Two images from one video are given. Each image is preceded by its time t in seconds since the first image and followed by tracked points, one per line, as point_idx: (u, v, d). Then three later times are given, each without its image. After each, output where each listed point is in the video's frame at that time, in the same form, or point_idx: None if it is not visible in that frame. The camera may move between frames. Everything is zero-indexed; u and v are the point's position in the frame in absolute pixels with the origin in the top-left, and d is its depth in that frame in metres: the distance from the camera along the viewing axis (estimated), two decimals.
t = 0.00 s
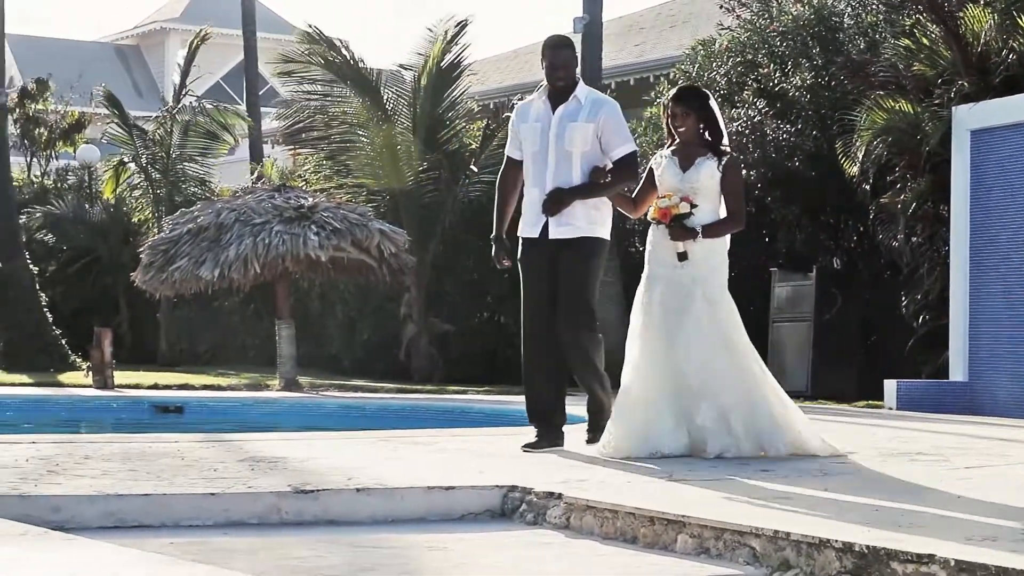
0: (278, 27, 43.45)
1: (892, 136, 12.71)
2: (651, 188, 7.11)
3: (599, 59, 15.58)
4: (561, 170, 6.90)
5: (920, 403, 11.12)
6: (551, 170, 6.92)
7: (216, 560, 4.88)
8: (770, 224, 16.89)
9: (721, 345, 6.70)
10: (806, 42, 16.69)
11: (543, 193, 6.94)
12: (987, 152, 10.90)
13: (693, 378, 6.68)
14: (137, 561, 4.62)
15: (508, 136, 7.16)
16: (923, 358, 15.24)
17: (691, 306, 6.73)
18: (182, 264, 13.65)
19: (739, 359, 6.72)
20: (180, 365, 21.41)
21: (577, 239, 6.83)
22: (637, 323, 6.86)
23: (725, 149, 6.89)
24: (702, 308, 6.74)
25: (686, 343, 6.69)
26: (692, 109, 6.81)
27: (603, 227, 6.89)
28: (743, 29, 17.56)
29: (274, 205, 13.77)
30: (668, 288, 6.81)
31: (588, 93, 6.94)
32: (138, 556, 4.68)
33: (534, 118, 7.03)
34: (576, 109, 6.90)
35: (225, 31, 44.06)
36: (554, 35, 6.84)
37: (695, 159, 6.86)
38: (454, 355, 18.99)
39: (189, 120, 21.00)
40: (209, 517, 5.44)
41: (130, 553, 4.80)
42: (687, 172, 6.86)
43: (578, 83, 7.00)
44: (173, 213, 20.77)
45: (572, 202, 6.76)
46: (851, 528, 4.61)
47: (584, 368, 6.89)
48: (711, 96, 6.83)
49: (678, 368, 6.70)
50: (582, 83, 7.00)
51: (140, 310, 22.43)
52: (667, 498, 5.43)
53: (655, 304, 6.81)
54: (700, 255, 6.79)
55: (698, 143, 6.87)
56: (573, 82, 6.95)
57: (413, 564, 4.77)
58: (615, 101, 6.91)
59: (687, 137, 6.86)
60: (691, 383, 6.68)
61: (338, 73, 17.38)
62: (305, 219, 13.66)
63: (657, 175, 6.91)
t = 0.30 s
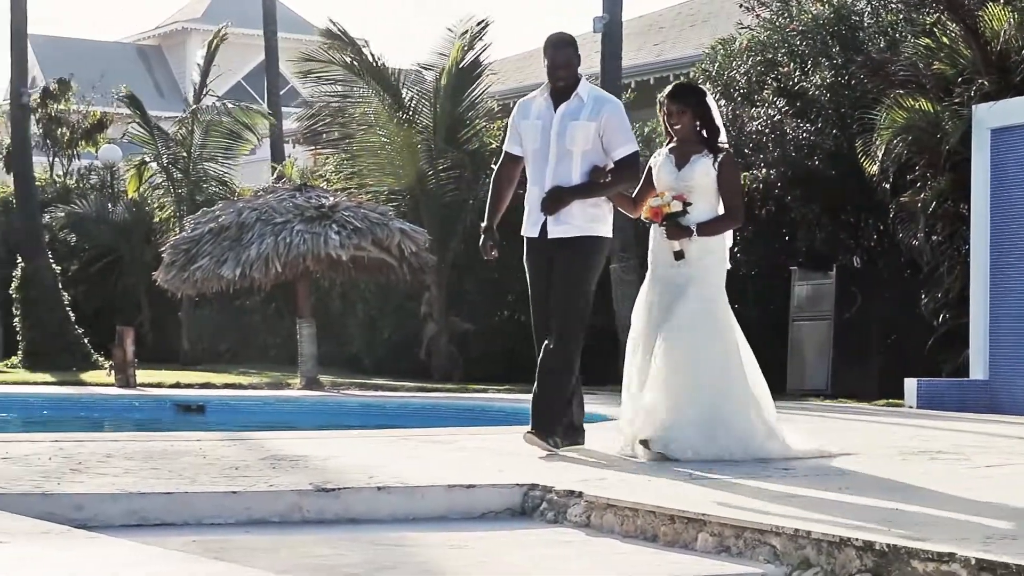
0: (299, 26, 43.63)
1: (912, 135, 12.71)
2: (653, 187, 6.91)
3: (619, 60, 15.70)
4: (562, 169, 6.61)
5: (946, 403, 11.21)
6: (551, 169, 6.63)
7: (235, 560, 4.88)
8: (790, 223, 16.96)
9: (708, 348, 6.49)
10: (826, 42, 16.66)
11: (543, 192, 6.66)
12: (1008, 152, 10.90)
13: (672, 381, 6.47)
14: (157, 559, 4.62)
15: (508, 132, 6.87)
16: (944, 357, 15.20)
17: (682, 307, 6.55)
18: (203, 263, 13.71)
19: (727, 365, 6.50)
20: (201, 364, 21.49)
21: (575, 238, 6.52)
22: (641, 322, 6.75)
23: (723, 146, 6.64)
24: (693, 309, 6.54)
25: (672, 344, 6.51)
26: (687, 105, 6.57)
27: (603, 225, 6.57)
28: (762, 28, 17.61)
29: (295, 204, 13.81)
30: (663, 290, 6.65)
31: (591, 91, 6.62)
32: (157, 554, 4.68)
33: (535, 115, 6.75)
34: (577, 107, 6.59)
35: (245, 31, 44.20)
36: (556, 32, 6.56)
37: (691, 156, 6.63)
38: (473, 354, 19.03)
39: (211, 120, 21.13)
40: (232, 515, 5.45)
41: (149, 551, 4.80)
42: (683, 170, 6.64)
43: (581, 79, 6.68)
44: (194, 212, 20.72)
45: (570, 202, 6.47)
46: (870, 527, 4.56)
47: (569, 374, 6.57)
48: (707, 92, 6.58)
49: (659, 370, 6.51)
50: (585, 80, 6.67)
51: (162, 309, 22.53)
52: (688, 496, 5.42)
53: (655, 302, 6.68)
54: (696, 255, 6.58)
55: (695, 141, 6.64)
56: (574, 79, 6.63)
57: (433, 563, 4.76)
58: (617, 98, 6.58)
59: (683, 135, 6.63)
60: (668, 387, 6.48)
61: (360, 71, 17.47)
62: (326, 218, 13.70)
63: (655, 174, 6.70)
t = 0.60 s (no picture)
0: (315, 27, 43.66)
1: (925, 135, 12.71)
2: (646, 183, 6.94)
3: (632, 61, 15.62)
4: (558, 163, 6.56)
5: (954, 401, 11.26)
6: (548, 163, 6.59)
7: (252, 557, 4.89)
8: (804, 223, 16.95)
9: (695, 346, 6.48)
10: (840, 42, 16.69)
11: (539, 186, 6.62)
12: None
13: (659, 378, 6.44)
14: (173, 555, 4.64)
15: (512, 126, 6.85)
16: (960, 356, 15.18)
17: (669, 306, 6.55)
18: (220, 262, 13.76)
19: (715, 362, 6.48)
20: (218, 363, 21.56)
21: (570, 235, 6.49)
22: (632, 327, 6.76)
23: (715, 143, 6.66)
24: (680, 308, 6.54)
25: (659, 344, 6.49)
26: (681, 101, 6.58)
27: (599, 222, 6.53)
28: (776, 29, 17.69)
29: (311, 204, 13.88)
30: (651, 291, 6.68)
31: (592, 87, 6.56)
32: (174, 551, 4.69)
33: (536, 108, 6.71)
34: (579, 102, 6.55)
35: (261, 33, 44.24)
36: (559, 25, 6.54)
37: (682, 154, 6.66)
38: (488, 354, 19.05)
39: (228, 120, 21.16)
40: (247, 514, 5.43)
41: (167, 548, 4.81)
42: (674, 166, 6.67)
43: (586, 74, 6.64)
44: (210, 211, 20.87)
45: (563, 196, 6.43)
46: (884, 526, 4.55)
47: (566, 379, 6.50)
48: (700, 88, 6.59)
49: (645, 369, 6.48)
50: (589, 75, 6.63)
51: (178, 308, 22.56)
52: (703, 494, 5.42)
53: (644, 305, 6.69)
54: (684, 255, 6.62)
55: (687, 137, 6.67)
56: (577, 74, 6.57)
57: (448, 562, 4.77)
58: (619, 95, 6.53)
59: (676, 129, 6.64)
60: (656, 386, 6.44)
61: (376, 70, 17.40)
62: (341, 218, 13.75)
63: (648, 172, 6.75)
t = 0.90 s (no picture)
0: (332, 28, 43.75)
1: (940, 136, 12.73)
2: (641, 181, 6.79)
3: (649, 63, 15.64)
4: (556, 162, 6.58)
5: (967, 400, 11.42)
6: (546, 162, 6.60)
7: (270, 557, 4.91)
8: (819, 224, 16.95)
9: (699, 347, 6.35)
10: (855, 43, 16.67)
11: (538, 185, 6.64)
12: None
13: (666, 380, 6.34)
14: (192, 553, 4.66)
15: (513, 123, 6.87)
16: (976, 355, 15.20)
17: (669, 309, 6.41)
18: (237, 263, 13.82)
19: (723, 360, 6.36)
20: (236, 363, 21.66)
21: (572, 235, 6.52)
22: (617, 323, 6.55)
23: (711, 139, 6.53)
24: (681, 307, 6.41)
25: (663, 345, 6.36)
26: (676, 98, 6.46)
27: (599, 221, 6.55)
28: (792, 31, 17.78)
29: (329, 205, 13.93)
30: (646, 286, 6.50)
31: (589, 83, 6.57)
32: (194, 549, 4.71)
33: (534, 106, 6.72)
34: (574, 100, 6.55)
35: (279, 34, 44.35)
36: (553, 22, 6.51)
37: (679, 150, 6.53)
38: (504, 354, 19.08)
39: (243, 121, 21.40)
40: (265, 514, 5.43)
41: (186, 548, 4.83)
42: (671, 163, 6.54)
43: (582, 70, 6.63)
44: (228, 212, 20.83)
45: (561, 196, 6.45)
46: (899, 526, 4.57)
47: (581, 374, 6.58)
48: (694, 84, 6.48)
49: (651, 371, 6.36)
50: (585, 71, 6.62)
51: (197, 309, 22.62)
52: (719, 493, 5.44)
53: (637, 302, 6.50)
54: (682, 253, 6.48)
55: (683, 133, 6.53)
56: (575, 71, 6.58)
57: (466, 562, 4.79)
58: (616, 91, 6.53)
59: (670, 127, 6.52)
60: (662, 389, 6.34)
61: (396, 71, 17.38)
62: (358, 219, 13.80)
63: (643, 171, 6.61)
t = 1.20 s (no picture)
0: (352, 31, 43.88)
1: (959, 138, 12.77)
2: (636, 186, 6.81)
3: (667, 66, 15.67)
4: (549, 167, 6.54)
5: (988, 403, 11.48)
6: (539, 167, 6.57)
7: (292, 557, 4.91)
8: (838, 225, 17.21)
9: (696, 350, 6.35)
10: (874, 46, 16.58)
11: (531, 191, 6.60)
12: None
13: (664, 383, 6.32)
14: (216, 552, 4.67)
15: (504, 131, 6.84)
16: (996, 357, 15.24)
17: (665, 312, 6.39)
18: (259, 265, 13.88)
19: (720, 363, 6.37)
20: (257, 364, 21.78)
21: (568, 239, 6.47)
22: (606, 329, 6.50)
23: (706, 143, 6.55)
24: (675, 310, 6.40)
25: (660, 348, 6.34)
26: (668, 102, 6.47)
27: (594, 225, 6.51)
28: (809, 34, 17.51)
29: (350, 208, 14.02)
30: (638, 290, 6.47)
31: (576, 85, 6.54)
32: (217, 550, 4.72)
33: (524, 111, 6.68)
34: (563, 103, 6.52)
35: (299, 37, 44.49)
36: (537, 26, 6.52)
37: (673, 153, 6.53)
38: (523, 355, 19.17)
39: (265, 124, 21.73)
40: (288, 514, 5.42)
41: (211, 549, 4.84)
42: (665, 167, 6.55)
43: (569, 73, 6.60)
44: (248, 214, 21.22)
45: (556, 201, 6.41)
46: (920, 527, 4.56)
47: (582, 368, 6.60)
48: (687, 87, 6.49)
49: (650, 375, 6.32)
50: (572, 73, 6.59)
51: (219, 313, 22.76)
52: (739, 495, 5.44)
53: (629, 306, 6.45)
54: (677, 257, 6.47)
55: (675, 137, 6.54)
56: (561, 74, 6.54)
57: (491, 563, 4.81)
58: (605, 92, 6.51)
59: (663, 131, 6.52)
60: (661, 393, 6.32)
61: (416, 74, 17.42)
62: (379, 221, 13.86)
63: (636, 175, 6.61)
